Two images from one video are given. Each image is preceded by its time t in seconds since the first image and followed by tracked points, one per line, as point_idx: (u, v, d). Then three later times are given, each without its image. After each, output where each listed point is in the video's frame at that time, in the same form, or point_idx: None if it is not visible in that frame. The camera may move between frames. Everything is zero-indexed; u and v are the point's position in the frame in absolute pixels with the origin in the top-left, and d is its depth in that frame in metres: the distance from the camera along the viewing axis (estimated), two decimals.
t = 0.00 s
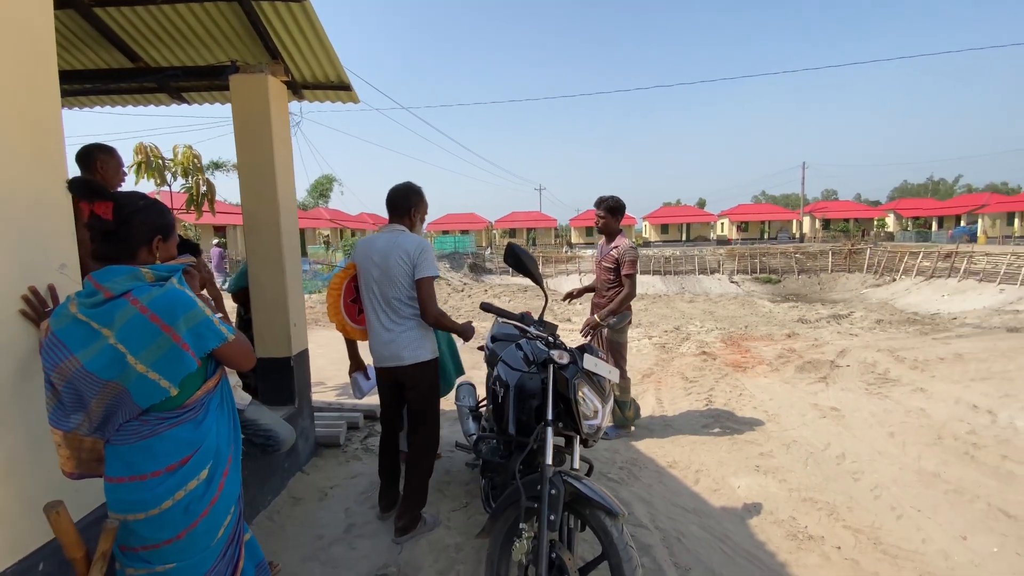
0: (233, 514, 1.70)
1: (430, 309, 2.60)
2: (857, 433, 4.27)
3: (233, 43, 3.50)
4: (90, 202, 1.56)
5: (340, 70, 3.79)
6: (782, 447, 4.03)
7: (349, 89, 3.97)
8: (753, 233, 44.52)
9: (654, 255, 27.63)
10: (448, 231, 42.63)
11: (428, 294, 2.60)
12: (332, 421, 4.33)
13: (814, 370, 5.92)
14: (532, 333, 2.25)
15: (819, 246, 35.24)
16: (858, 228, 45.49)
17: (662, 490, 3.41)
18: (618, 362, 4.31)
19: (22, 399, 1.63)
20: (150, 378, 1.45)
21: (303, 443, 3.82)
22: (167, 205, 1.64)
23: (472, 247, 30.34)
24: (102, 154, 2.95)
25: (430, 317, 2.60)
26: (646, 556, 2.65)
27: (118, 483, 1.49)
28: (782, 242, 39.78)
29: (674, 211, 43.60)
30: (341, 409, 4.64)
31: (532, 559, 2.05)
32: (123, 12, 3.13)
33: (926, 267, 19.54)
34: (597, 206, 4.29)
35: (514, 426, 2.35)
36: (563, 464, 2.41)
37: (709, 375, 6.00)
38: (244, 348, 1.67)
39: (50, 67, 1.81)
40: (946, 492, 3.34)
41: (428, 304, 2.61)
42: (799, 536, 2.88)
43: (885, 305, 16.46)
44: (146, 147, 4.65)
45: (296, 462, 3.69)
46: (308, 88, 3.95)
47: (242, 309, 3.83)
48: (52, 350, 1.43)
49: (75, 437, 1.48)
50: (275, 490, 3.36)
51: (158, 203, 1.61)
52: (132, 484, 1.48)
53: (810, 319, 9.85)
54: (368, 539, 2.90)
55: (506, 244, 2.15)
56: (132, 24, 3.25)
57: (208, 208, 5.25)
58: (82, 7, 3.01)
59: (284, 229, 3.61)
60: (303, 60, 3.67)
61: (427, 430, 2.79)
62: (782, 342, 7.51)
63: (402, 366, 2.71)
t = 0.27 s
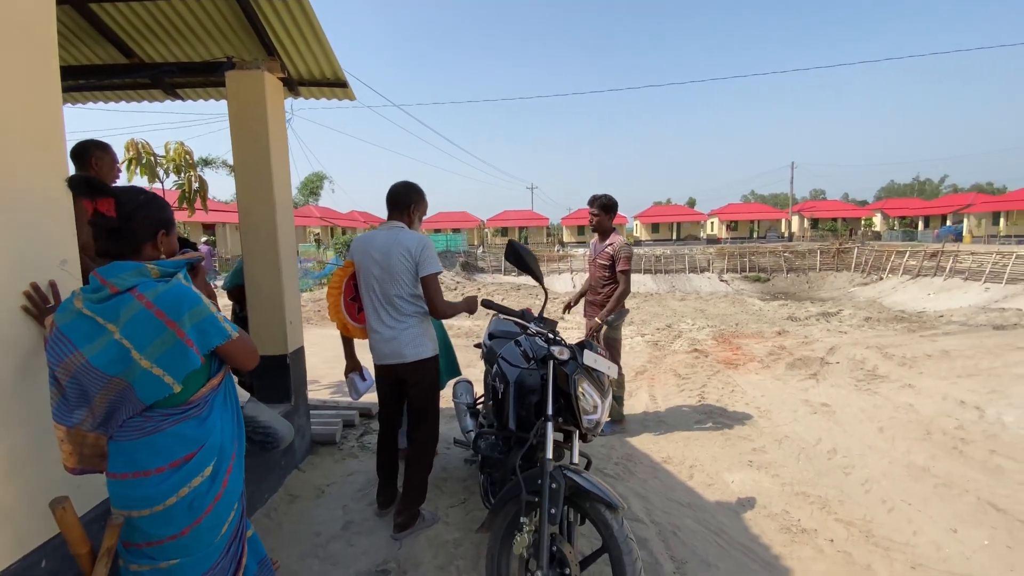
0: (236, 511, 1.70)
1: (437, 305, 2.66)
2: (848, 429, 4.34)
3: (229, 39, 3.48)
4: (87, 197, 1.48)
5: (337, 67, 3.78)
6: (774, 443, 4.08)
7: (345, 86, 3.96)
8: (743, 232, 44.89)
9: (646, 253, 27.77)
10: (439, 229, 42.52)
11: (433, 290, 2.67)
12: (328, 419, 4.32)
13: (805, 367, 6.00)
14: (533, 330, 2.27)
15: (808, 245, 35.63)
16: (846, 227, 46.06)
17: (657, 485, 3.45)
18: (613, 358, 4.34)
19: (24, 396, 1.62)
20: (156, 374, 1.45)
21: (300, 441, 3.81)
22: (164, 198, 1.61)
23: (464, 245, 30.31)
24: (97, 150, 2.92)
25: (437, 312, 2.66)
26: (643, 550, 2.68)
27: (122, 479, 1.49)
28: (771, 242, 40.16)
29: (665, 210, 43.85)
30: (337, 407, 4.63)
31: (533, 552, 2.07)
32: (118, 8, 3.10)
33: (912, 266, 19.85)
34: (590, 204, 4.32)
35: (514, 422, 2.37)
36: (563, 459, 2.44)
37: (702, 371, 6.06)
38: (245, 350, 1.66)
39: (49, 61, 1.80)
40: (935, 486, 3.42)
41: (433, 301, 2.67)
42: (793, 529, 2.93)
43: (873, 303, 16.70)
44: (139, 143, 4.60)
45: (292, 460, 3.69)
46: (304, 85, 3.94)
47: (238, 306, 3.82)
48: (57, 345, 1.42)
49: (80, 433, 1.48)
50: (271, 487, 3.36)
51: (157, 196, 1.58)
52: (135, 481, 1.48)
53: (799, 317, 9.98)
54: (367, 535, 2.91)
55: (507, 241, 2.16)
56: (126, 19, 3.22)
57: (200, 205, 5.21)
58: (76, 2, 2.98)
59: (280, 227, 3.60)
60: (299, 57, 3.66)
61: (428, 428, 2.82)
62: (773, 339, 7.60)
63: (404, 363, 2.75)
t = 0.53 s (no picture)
0: (235, 509, 1.69)
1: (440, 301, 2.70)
2: (841, 425, 4.38)
3: (225, 35, 3.46)
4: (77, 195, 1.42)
5: (333, 64, 3.76)
6: (769, 439, 4.11)
7: (342, 83, 3.94)
8: (736, 231, 45.10)
9: (640, 252, 27.85)
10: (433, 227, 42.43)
11: (435, 287, 2.70)
12: (324, 417, 4.31)
13: (798, 364, 6.05)
14: (532, 327, 2.27)
15: (801, 243, 35.87)
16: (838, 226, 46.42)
17: (654, 482, 3.47)
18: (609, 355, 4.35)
19: (23, 393, 1.60)
20: (155, 372, 1.45)
21: (296, 439, 3.80)
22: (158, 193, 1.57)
23: (458, 244, 30.26)
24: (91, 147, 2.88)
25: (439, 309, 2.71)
26: (641, 546, 2.70)
27: (122, 477, 1.48)
28: (764, 240, 40.39)
29: (659, 209, 43.98)
30: (332, 405, 4.62)
31: (532, 548, 2.08)
32: (113, 4, 3.07)
33: (903, 265, 20.04)
34: (582, 202, 4.31)
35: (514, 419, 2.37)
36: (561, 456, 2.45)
37: (696, 369, 6.10)
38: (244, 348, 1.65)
39: (48, 57, 1.77)
40: (928, 482, 3.46)
41: (435, 297, 2.70)
42: (789, 525, 2.96)
43: (865, 302, 16.83)
44: (133, 140, 4.56)
45: (289, 458, 3.68)
46: (300, 82, 3.91)
47: (233, 304, 3.78)
48: (57, 342, 1.41)
49: (80, 431, 1.47)
50: (268, 486, 3.35)
51: (151, 192, 1.54)
52: (135, 479, 1.47)
53: (792, 315, 10.05)
54: (364, 533, 2.91)
55: (507, 238, 2.17)
56: (121, 15, 3.18)
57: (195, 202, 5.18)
58: None
59: (276, 224, 3.58)
60: (295, 54, 3.64)
61: (422, 428, 2.83)
62: (766, 337, 7.65)
63: (403, 361, 2.75)
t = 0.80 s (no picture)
0: (237, 509, 1.68)
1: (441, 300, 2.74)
2: (841, 424, 4.38)
3: (224, 35, 3.44)
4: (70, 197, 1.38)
5: (332, 63, 3.75)
6: (769, 438, 4.11)
7: (341, 82, 3.93)
8: (736, 230, 45.07)
9: (640, 251, 27.84)
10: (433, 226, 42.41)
11: (439, 286, 2.74)
12: (324, 416, 4.31)
13: (798, 363, 6.04)
14: (532, 327, 2.26)
15: (801, 242, 35.87)
16: (837, 225, 46.42)
17: (654, 481, 3.46)
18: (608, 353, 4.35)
19: (25, 393, 1.60)
20: (154, 372, 1.44)
21: (295, 439, 3.80)
22: (156, 193, 1.56)
23: (457, 243, 30.24)
24: (91, 147, 2.88)
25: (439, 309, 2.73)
26: (641, 546, 2.70)
27: (122, 478, 1.48)
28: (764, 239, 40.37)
29: (659, 208, 43.96)
30: (333, 405, 4.62)
31: (533, 548, 2.08)
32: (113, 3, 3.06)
33: (903, 263, 20.04)
34: (576, 202, 4.31)
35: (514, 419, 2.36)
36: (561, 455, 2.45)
37: (696, 368, 6.09)
38: (244, 347, 1.63)
39: (48, 57, 1.77)
40: (929, 481, 3.46)
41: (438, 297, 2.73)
42: (789, 525, 2.96)
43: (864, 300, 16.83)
44: (133, 139, 4.55)
45: (289, 458, 3.68)
46: (299, 81, 3.90)
47: (233, 304, 3.78)
48: (56, 344, 1.41)
49: (80, 432, 1.46)
50: (269, 485, 3.35)
51: (149, 193, 1.52)
52: (135, 480, 1.47)
53: (792, 313, 10.04)
54: (364, 533, 2.91)
55: (506, 237, 2.17)
56: (121, 15, 3.17)
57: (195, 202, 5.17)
58: None
59: (275, 224, 3.58)
60: (295, 52, 3.63)
61: (423, 427, 2.83)
62: (766, 336, 7.65)
63: (407, 360, 2.76)
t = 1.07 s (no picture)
0: (244, 507, 1.68)
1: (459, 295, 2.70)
2: (860, 427, 4.28)
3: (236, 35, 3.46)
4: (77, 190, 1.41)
5: (343, 62, 3.75)
6: (785, 440, 4.03)
7: (351, 82, 3.93)
8: (751, 228, 44.50)
9: (653, 250, 27.61)
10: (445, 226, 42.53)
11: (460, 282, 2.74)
12: (335, 414, 4.32)
13: (815, 364, 5.92)
14: (541, 326, 2.23)
15: (818, 241, 35.32)
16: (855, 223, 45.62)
17: (667, 483, 3.41)
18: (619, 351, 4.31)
19: (34, 392, 1.60)
20: (160, 370, 1.45)
21: (307, 437, 3.82)
22: (169, 194, 1.56)
23: (469, 242, 30.29)
24: (105, 147, 2.91)
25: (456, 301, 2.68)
26: (653, 548, 2.65)
27: (130, 477, 1.48)
28: (779, 238, 39.80)
29: (672, 207, 43.57)
30: (344, 403, 4.63)
31: (542, 550, 2.05)
32: (126, 4, 3.09)
33: (923, 262, 19.60)
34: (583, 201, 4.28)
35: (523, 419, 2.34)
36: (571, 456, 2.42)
37: (710, 368, 6.01)
38: (249, 343, 1.64)
39: (61, 57, 1.78)
40: (951, 485, 3.36)
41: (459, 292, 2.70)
42: (806, 529, 2.89)
43: (883, 300, 16.48)
44: (147, 140, 4.62)
45: (300, 455, 3.69)
46: (310, 81, 3.90)
47: (245, 302, 3.79)
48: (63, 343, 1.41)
49: (87, 431, 1.47)
50: (280, 483, 3.36)
51: (159, 193, 1.52)
52: (143, 478, 1.47)
53: (809, 313, 9.87)
54: (374, 532, 2.90)
55: (515, 235, 2.14)
56: (134, 17, 3.21)
57: (209, 202, 5.22)
58: None
59: (286, 223, 3.59)
60: (306, 52, 3.63)
61: (435, 422, 2.81)
62: (782, 336, 7.52)
63: (425, 358, 2.73)
